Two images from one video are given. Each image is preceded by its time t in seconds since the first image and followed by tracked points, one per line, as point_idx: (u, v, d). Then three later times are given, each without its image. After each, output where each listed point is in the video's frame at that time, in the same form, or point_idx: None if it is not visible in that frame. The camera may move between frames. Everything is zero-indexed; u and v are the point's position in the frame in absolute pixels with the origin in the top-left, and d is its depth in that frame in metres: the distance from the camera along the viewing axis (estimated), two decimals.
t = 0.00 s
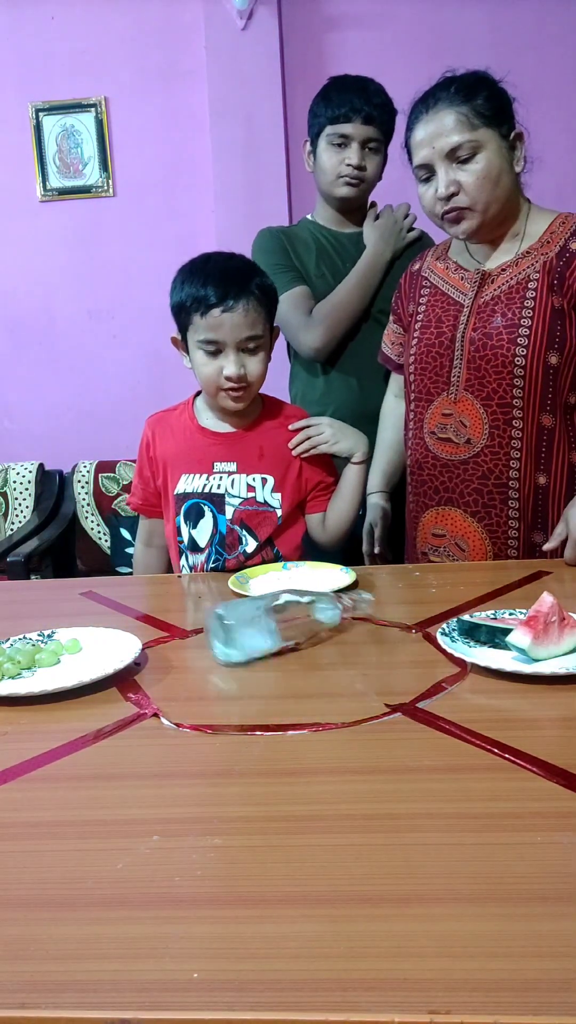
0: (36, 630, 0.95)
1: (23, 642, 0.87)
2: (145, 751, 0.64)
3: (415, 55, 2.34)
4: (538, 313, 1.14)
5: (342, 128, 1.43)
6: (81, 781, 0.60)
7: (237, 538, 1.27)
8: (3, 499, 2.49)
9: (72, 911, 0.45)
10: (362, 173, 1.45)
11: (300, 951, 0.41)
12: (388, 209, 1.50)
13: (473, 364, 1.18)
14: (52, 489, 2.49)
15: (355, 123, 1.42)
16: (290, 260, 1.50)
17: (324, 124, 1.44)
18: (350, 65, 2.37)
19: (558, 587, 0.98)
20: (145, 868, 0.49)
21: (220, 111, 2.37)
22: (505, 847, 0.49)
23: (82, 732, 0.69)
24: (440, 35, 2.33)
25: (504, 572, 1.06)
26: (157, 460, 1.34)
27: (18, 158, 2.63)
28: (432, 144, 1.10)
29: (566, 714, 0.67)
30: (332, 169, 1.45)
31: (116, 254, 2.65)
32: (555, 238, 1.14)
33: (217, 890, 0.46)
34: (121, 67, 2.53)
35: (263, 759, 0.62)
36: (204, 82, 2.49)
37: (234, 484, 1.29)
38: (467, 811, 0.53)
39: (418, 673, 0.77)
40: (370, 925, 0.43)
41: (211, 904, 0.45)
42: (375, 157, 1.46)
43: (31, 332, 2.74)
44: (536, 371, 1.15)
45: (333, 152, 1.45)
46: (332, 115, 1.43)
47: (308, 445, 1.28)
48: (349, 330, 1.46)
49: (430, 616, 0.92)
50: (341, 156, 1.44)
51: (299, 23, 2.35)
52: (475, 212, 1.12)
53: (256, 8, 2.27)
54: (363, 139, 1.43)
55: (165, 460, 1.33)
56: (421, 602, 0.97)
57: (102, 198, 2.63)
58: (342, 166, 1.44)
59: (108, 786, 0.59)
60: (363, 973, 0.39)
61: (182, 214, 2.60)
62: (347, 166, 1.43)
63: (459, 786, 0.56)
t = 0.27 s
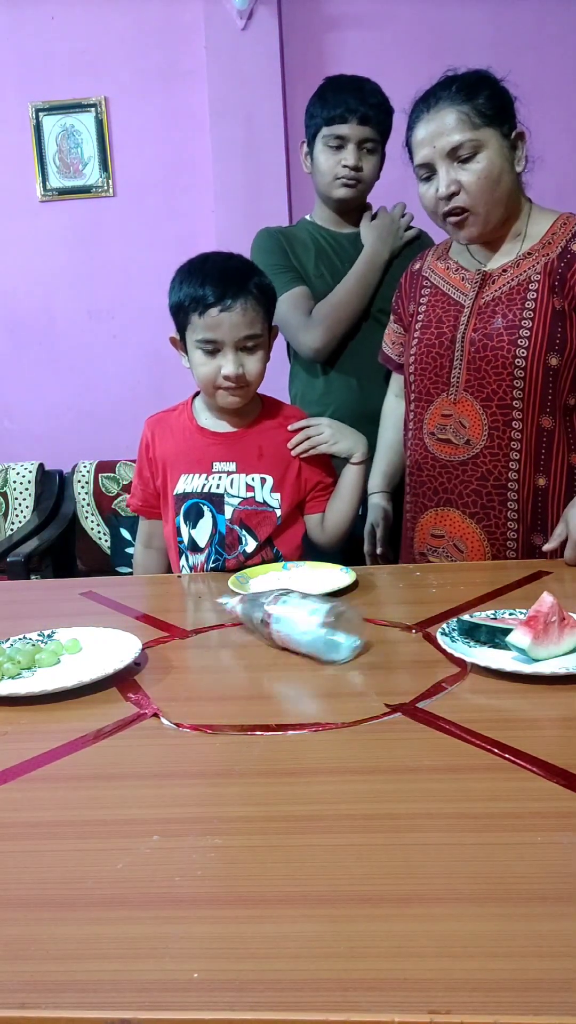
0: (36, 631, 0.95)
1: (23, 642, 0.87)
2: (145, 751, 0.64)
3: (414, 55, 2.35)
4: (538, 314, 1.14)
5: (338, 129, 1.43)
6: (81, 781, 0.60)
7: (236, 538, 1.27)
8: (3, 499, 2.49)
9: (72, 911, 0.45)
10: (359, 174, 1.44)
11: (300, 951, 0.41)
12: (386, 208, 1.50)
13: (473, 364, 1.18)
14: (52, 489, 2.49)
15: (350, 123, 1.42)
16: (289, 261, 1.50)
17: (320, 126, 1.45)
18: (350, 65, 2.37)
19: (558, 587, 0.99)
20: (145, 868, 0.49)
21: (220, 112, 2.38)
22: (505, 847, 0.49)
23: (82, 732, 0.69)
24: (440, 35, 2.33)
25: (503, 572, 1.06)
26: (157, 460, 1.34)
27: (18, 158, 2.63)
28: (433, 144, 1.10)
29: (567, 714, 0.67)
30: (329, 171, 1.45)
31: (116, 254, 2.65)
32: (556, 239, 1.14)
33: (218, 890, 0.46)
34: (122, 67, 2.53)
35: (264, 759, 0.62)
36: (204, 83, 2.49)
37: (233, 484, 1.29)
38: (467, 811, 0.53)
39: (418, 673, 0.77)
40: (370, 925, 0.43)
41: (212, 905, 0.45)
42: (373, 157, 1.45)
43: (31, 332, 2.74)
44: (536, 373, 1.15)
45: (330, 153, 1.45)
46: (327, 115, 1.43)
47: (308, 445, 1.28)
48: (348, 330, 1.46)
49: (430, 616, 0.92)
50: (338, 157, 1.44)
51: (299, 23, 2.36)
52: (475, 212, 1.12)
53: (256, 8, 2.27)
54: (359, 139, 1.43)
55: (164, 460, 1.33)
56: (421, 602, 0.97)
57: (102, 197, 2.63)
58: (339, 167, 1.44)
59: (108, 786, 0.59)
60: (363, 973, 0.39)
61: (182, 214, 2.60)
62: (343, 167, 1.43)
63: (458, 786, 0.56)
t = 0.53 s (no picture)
0: (36, 631, 0.95)
1: (23, 642, 0.87)
2: (145, 751, 0.64)
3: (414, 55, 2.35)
4: (539, 315, 1.14)
5: (327, 132, 1.43)
6: (81, 781, 0.60)
7: (237, 538, 1.27)
8: (3, 499, 2.49)
9: (72, 911, 0.45)
10: (350, 176, 1.44)
11: (300, 951, 0.41)
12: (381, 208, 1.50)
13: (473, 364, 1.18)
14: (52, 489, 2.49)
15: (339, 125, 1.42)
16: (286, 265, 1.50)
17: (309, 130, 1.45)
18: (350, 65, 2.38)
19: (558, 587, 0.99)
20: (145, 869, 0.49)
21: (220, 112, 2.38)
22: (505, 847, 0.49)
23: (82, 732, 0.69)
24: (440, 35, 2.33)
25: (503, 572, 1.06)
26: (156, 460, 1.34)
27: (18, 158, 2.63)
28: (433, 144, 1.10)
29: (567, 715, 0.67)
30: (320, 175, 1.45)
31: (116, 253, 2.65)
32: (557, 240, 1.14)
33: (218, 890, 0.46)
34: (122, 67, 2.53)
35: (264, 759, 0.62)
36: (204, 82, 2.49)
37: (233, 484, 1.29)
38: (467, 811, 0.53)
39: (418, 673, 0.77)
40: (370, 925, 0.43)
41: (212, 905, 0.45)
42: (363, 158, 1.45)
43: (31, 331, 2.74)
44: (536, 373, 1.15)
45: (320, 156, 1.45)
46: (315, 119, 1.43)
47: (308, 445, 1.28)
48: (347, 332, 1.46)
49: (430, 616, 0.92)
50: (328, 160, 1.44)
51: (299, 23, 2.36)
52: (475, 212, 1.12)
53: (256, 8, 2.27)
54: (348, 141, 1.43)
55: (164, 460, 1.33)
56: (421, 602, 0.97)
57: (102, 197, 2.63)
58: (329, 171, 1.44)
59: (108, 786, 0.59)
60: (363, 973, 0.39)
61: (182, 214, 2.60)
62: (334, 170, 1.43)
63: (458, 786, 0.56)
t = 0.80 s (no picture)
0: (36, 630, 0.95)
1: (23, 642, 0.87)
2: (145, 751, 0.64)
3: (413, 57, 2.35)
4: (540, 315, 1.14)
5: (304, 138, 1.42)
6: (81, 781, 0.60)
7: (237, 538, 1.27)
8: (3, 499, 2.49)
9: (73, 911, 0.45)
10: (329, 180, 1.44)
11: (301, 951, 0.41)
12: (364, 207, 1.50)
13: (474, 365, 1.19)
14: (52, 489, 2.49)
15: (315, 129, 1.41)
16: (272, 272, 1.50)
17: (286, 137, 1.44)
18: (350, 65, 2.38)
19: (558, 587, 0.99)
20: (146, 869, 0.49)
21: (221, 112, 2.38)
22: (506, 847, 0.49)
23: (82, 732, 0.69)
24: (440, 36, 2.33)
25: (503, 572, 1.06)
26: (156, 460, 1.34)
27: (18, 158, 2.63)
28: (433, 143, 1.10)
29: (567, 715, 0.67)
30: (300, 181, 1.45)
31: (116, 254, 2.66)
32: (557, 240, 1.14)
33: (218, 890, 0.46)
34: (122, 67, 2.53)
35: (264, 759, 0.62)
36: (205, 83, 2.49)
37: (233, 484, 1.29)
38: (467, 811, 0.53)
39: (418, 673, 0.77)
40: (370, 925, 0.43)
41: (212, 905, 0.45)
42: (342, 159, 1.44)
43: (31, 331, 2.74)
44: (537, 373, 1.15)
45: (300, 161, 1.44)
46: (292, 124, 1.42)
47: (308, 446, 1.28)
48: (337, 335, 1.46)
49: (430, 616, 0.92)
50: (306, 166, 1.43)
51: (299, 23, 2.36)
52: (476, 212, 1.12)
53: (256, 8, 2.27)
54: (326, 145, 1.42)
55: (163, 460, 1.33)
56: (421, 602, 0.97)
57: (102, 198, 2.63)
58: (308, 177, 1.43)
59: (108, 786, 0.59)
60: (364, 974, 0.39)
61: (182, 215, 2.60)
62: (313, 175, 1.43)
63: (458, 786, 0.56)
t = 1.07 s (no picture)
0: (36, 630, 0.95)
1: (23, 642, 0.87)
2: (145, 751, 0.64)
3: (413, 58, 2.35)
4: (539, 315, 1.13)
5: (257, 154, 1.39)
6: (81, 781, 0.60)
7: (237, 538, 1.27)
8: (3, 499, 2.49)
9: (72, 911, 0.45)
10: (291, 191, 1.41)
11: (299, 951, 0.41)
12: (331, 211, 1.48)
13: (473, 365, 1.19)
14: (52, 489, 2.49)
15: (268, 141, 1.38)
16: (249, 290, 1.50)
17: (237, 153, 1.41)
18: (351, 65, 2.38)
19: (558, 587, 0.98)
20: (146, 868, 0.49)
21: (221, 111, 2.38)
22: (505, 847, 0.49)
23: (82, 732, 0.69)
24: (440, 36, 2.33)
25: (503, 572, 1.06)
26: (156, 460, 1.34)
27: (19, 158, 2.64)
28: (433, 144, 1.10)
29: (566, 715, 0.67)
30: (261, 196, 1.42)
31: (116, 254, 2.66)
32: (555, 241, 1.14)
33: (218, 890, 0.46)
34: (122, 67, 2.53)
35: (264, 759, 0.62)
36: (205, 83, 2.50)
37: (233, 484, 1.29)
38: (466, 811, 0.53)
39: (418, 672, 0.77)
40: (370, 925, 0.43)
41: (212, 905, 0.45)
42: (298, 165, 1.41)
43: (31, 331, 2.75)
44: (535, 374, 1.15)
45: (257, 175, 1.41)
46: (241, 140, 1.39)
47: (308, 445, 1.29)
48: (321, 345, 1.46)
49: (430, 616, 0.92)
50: (265, 180, 1.41)
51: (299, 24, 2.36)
52: (477, 213, 1.12)
53: (256, 8, 2.28)
54: (283, 156, 1.39)
55: (163, 459, 1.33)
56: (421, 603, 0.97)
57: (102, 198, 2.63)
58: (269, 192, 1.41)
59: (108, 786, 0.59)
60: (364, 973, 0.39)
61: (182, 215, 2.60)
62: (273, 190, 1.40)
63: (458, 786, 0.56)
